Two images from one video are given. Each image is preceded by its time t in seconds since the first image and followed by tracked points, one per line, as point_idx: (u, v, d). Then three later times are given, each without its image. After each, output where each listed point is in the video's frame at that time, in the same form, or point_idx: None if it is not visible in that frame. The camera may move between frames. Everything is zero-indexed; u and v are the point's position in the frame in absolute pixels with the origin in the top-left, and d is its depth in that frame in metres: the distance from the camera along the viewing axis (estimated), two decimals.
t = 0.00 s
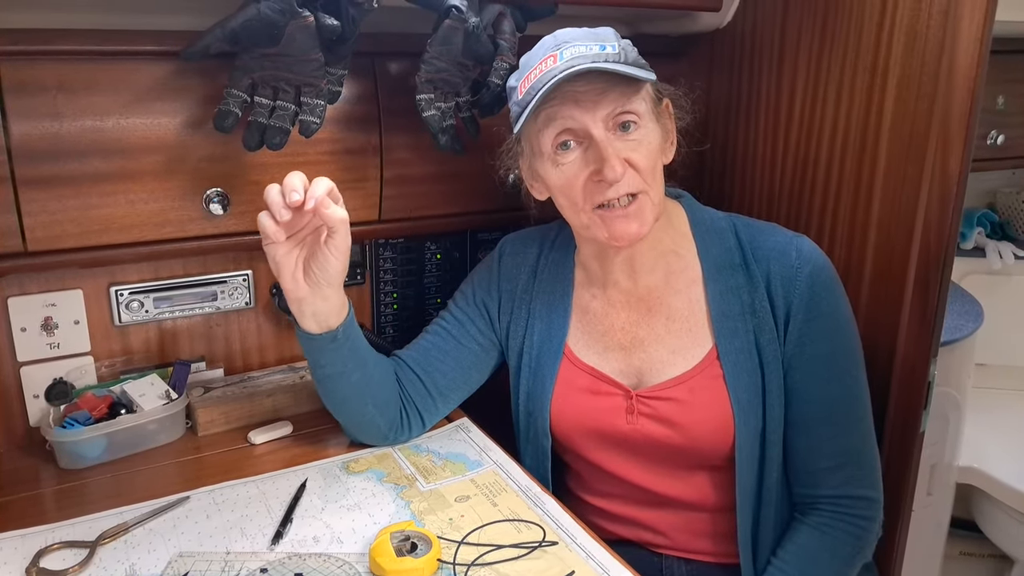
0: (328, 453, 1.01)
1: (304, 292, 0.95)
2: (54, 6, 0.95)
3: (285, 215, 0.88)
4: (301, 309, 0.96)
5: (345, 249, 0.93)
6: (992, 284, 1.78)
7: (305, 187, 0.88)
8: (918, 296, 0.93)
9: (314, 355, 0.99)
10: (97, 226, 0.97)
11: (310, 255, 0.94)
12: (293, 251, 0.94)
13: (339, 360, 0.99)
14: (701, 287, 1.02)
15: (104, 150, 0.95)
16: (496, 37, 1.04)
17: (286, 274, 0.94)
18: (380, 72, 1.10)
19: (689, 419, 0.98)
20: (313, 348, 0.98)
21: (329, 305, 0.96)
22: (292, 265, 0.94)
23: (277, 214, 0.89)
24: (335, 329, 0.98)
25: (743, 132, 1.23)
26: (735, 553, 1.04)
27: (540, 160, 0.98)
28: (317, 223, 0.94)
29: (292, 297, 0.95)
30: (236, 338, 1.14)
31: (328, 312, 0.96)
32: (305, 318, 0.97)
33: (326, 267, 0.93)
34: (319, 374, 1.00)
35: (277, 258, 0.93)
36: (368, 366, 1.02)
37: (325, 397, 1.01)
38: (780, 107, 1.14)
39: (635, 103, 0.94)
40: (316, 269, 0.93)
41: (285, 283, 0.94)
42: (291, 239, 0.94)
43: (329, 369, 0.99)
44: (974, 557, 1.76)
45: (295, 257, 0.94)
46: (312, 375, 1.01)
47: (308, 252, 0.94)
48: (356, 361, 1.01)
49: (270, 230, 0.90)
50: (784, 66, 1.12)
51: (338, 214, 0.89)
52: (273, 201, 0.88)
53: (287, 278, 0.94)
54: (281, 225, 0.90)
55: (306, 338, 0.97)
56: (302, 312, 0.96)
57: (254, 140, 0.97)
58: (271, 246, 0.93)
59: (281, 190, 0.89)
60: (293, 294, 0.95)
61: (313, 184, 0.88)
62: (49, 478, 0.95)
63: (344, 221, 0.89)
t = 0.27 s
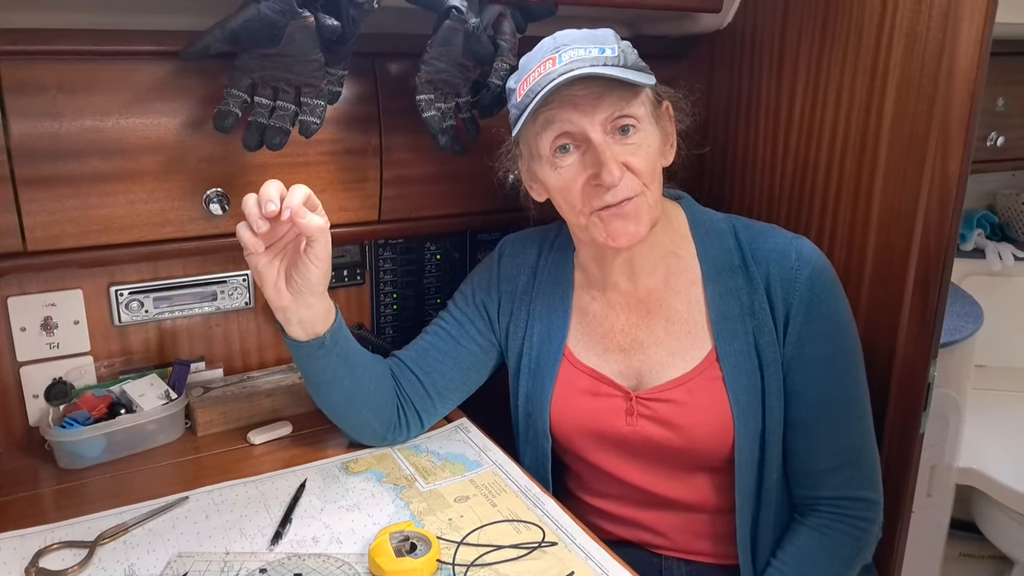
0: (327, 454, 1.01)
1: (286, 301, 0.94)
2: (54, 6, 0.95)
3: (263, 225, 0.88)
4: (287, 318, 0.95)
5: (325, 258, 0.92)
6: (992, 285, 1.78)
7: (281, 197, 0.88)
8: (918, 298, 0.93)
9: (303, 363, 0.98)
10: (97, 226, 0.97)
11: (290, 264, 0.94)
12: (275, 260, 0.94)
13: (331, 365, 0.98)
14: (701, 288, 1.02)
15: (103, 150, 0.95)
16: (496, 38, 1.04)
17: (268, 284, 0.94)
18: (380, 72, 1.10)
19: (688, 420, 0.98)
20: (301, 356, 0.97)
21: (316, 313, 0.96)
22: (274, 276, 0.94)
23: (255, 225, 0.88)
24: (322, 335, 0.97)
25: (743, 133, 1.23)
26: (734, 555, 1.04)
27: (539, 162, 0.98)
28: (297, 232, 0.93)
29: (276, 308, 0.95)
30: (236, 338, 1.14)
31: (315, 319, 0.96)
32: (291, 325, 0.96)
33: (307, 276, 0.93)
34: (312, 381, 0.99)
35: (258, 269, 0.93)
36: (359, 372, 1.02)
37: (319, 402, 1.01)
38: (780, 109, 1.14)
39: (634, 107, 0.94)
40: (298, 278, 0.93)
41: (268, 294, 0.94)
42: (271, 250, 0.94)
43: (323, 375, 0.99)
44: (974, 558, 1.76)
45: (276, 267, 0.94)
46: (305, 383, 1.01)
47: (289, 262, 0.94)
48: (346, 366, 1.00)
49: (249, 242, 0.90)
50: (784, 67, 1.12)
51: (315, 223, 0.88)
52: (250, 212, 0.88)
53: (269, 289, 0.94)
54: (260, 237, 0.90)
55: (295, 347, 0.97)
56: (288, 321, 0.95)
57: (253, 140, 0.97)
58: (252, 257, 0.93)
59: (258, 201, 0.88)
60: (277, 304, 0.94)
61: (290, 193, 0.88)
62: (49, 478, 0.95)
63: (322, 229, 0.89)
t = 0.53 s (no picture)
0: (327, 454, 1.01)
1: (283, 304, 0.94)
2: (53, 8, 0.95)
3: (259, 228, 0.89)
4: (285, 322, 0.95)
5: (321, 261, 0.92)
6: (992, 283, 1.78)
7: (278, 201, 0.88)
8: (918, 295, 0.93)
9: (297, 365, 0.98)
10: (97, 227, 0.97)
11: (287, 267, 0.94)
12: (272, 263, 0.94)
13: (326, 367, 0.98)
14: (700, 288, 1.02)
15: (103, 151, 0.95)
16: (495, 37, 1.04)
17: (265, 286, 0.94)
18: (379, 72, 1.10)
19: (689, 419, 0.98)
20: (298, 357, 0.97)
21: (314, 315, 0.96)
22: (271, 278, 0.94)
23: (251, 229, 0.89)
24: (322, 337, 0.97)
25: (742, 132, 1.23)
26: (735, 553, 1.04)
27: (536, 166, 0.98)
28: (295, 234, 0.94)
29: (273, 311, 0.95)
30: (236, 338, 1.14)
31: (313, 321, 0.96)
32: (287, 326, 0.96)
33: (303, 279, 0.93)
34: (309, 383, 0.99)
35: (255, 271, 0.94)
36: (356, 373, 1.02)
37: (318, 404, 1.01)
38: (779, 108, 1.14)
39: (631, 113, 0.94)
40: (294, 282, 0.93)
41: (264, 297, 0.94)
42: (268, 252, 0.94)
43: (317, 377, 0.99)
44: (975, 556, 1.76)
45: (273, 270, 0.94)
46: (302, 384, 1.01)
47: (286, 265, 0.94)
48: (344, 368, 1.00)
49: (246, 245, 0.91)
50: (783, 67, 1.12)
51: (310, 226, 0.88)
52: (246, 215, 0.88)
53: (266, 292, 0.94)
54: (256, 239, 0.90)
55: (291, 348, 0.97)
56: (285, 324, 0.95)
57: (253, 140, 0.97)
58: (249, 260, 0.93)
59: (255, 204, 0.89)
60: (273, 307, 0.94)
61: (286, 196, 0.88)
62: (49, 479, 0.95)
63: (318, 233, 0.89)
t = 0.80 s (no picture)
0: (328, 454, 1.01)
1: (295, 296, 0.95)
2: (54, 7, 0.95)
3: (295, 222, 0.89)
4: (287, 309, 0.95)
5: (347, 258, 0.94)
6: (992, 284, 1.78)
7: (319, 197, 0.90)
8: (918, 297, 0.94)
9: (304, 361, 0.99)
10: (98, 226, 0.97)
11: (310, 262, 0.95)
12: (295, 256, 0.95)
13: (331, 364, 0.99)
14: (696, 289, 1.02)
15: (104, 151, 0.95)
16: (496, 38, 1.04)
17: (284, 277, 0.94)
18: (380, 73, 1.10)
19: (685, 421, 0.98)
20: (306, 352, 0.97)
21: (320, 309, 0.96)
22: (291, 270, 0.94)
23: (287, 221, 0.89)
24: (327, 329, 0.97)
25: (743, 133, 1.23)
26: (733, 556, 1.04)
27: (543, 141, 0.98)
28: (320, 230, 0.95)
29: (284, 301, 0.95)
30: (237, 338, 1.14)
31: (319, 314, 0.96)
32: (296, 317, 0.96)
33: (324, 274, 0.94)
34: (316, 379, 0.99)
35: (278, 262, 0.94)
36: (362, 370, 1.02)
37: (322, 400, 1.01)
38: (780, 109, 1.14)
39: (648, 110, 0.94)
40: (316, 275, 0.94)
41: (281, 287, 0.94)
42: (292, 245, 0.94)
43: (323, 374, 0.99)
44: (974, 558, 1.76)
45: (294, 262, 0.95)
46: (308, 381, 1.01)
47: (309, 259, 0.95)
48: (350, 365, 1.00)
49: (278, 236, 0.91)
50: (784, 68, 1.13)
51: (344, 225, 0.92)
52: (283, 206, 0.89)
53: (284, 282, 0.94)
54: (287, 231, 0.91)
55: (300, 342, 0.97)
56: (290, 313, 0.95)
57: (255, 140, 0.98)
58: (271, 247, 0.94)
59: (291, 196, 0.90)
60: (285, 295, 0.94)
61: (324, 192, 0.90)
62: (50, 478, 0.95)
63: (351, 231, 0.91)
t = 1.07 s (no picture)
0: (329, 454, 1.01)
1: (301, 295, 0.95)
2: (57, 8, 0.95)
3: (302, 223, 0.90)
4: (294, 308, 0.96)
5: (354, 259, 0.94)
6: (992, 286, 1.78)
7: (326, 197, 0.90)
8: (919, 297, 0.94)
9: (310, 360, 0.99)
10: (100, 227, 0.97)
11: (318, 262, 0.95)
12: (302, 255, 0.95)
13: (336, 364, 0.99)
14: (697, 290, 1.03)
15: (106, 151, 0.95)
16: (497, 39, 1.05)
17: (291, 276, 0.95)
18: (381, 74, 1.10)
19: (686, 421, 0.98)
20: (310, 351, 0.98)
21: (327, 309, 0.96)
22: (298, 269, 0.95)
23: (294, 222, 0.90)
24: (331, 331, 0.98)
25: (744, 134, 1.23)
26: (734, 556, 1.04)
27: (545, 143, 0.99)
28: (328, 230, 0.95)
29: (291, 299, 0.96)
30: (238, 338, 1.14)
31: (325, 315, 0.97)
32: (302, 318, 0.97)
33: (330, 274, 0.94)
34: (319, 378, 1.00)
35: (285, 261, 0.95)
36: (366, 371, 1.02)
37: (324, 399, 1.01)
38: (780, 110, 1.15)
39: (648, 112, 0.94)
40: (322, 275, 0.94)
41: (288, 285, 0.95)
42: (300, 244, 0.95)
43: (328, 373, 0.99)
44: (975, 559, 1.76)
45: (302, 261, 0.95)
46: (312, 380, 1.01)
47: (317, 259, 0.95)
48: (354, 365, 1.01)
49: (285, 235, 0.92)
50: (784, 69, 1.13)
51: (353, 226, 0.91)
52: (291, 206, 0.90)
53: (291, 281, 0.95)
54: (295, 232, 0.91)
55: (303, 342, 0.98)
56: (297, 313, 0.96)
57: (256, 141, 0.98)
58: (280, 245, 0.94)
59: (300, 196, 0.90)
60: (291, 295, 0.95)
61: (331, 193, 0.90)
62: (51, 478, 0.95)
63: (357, 232, 0.91)
